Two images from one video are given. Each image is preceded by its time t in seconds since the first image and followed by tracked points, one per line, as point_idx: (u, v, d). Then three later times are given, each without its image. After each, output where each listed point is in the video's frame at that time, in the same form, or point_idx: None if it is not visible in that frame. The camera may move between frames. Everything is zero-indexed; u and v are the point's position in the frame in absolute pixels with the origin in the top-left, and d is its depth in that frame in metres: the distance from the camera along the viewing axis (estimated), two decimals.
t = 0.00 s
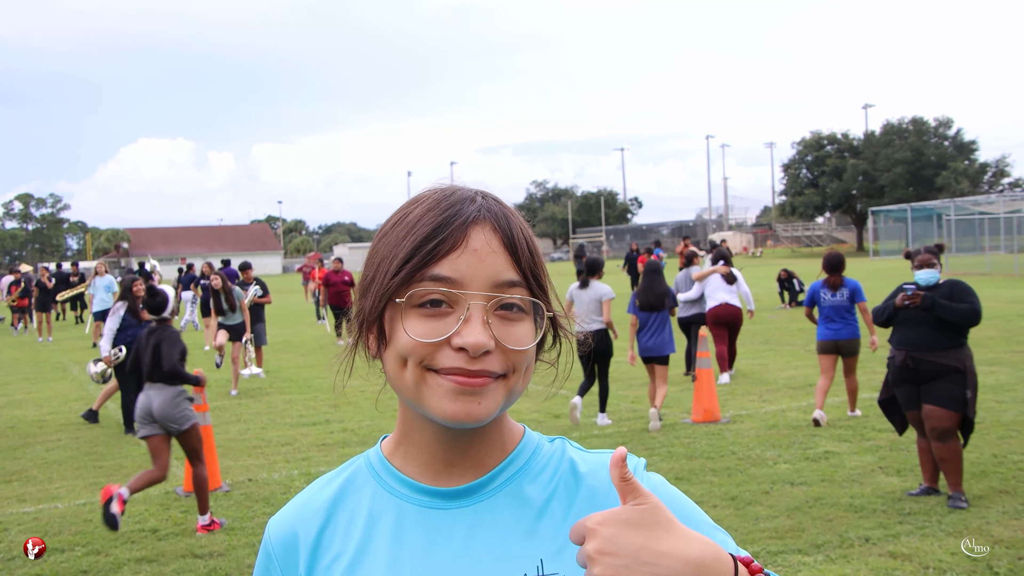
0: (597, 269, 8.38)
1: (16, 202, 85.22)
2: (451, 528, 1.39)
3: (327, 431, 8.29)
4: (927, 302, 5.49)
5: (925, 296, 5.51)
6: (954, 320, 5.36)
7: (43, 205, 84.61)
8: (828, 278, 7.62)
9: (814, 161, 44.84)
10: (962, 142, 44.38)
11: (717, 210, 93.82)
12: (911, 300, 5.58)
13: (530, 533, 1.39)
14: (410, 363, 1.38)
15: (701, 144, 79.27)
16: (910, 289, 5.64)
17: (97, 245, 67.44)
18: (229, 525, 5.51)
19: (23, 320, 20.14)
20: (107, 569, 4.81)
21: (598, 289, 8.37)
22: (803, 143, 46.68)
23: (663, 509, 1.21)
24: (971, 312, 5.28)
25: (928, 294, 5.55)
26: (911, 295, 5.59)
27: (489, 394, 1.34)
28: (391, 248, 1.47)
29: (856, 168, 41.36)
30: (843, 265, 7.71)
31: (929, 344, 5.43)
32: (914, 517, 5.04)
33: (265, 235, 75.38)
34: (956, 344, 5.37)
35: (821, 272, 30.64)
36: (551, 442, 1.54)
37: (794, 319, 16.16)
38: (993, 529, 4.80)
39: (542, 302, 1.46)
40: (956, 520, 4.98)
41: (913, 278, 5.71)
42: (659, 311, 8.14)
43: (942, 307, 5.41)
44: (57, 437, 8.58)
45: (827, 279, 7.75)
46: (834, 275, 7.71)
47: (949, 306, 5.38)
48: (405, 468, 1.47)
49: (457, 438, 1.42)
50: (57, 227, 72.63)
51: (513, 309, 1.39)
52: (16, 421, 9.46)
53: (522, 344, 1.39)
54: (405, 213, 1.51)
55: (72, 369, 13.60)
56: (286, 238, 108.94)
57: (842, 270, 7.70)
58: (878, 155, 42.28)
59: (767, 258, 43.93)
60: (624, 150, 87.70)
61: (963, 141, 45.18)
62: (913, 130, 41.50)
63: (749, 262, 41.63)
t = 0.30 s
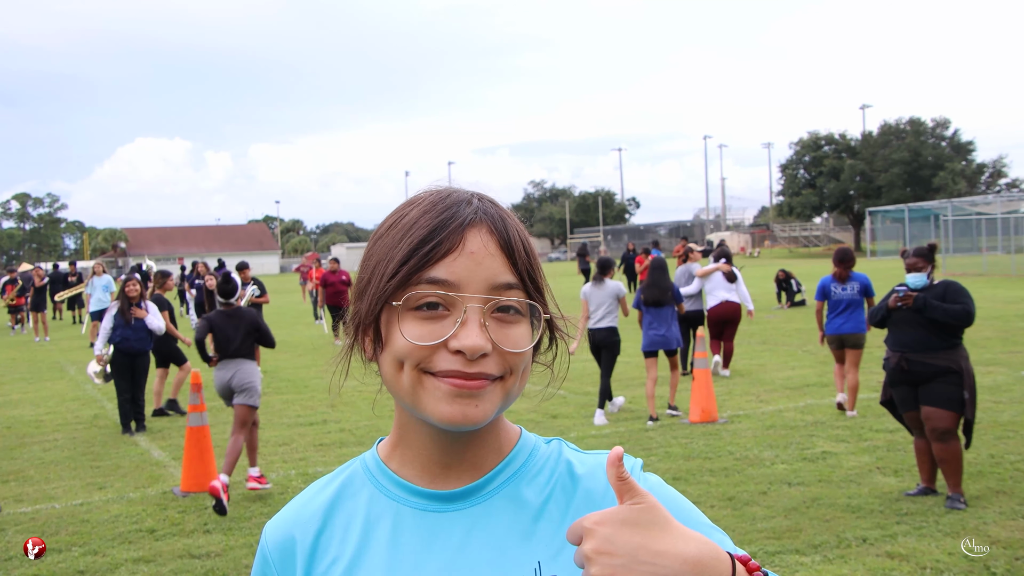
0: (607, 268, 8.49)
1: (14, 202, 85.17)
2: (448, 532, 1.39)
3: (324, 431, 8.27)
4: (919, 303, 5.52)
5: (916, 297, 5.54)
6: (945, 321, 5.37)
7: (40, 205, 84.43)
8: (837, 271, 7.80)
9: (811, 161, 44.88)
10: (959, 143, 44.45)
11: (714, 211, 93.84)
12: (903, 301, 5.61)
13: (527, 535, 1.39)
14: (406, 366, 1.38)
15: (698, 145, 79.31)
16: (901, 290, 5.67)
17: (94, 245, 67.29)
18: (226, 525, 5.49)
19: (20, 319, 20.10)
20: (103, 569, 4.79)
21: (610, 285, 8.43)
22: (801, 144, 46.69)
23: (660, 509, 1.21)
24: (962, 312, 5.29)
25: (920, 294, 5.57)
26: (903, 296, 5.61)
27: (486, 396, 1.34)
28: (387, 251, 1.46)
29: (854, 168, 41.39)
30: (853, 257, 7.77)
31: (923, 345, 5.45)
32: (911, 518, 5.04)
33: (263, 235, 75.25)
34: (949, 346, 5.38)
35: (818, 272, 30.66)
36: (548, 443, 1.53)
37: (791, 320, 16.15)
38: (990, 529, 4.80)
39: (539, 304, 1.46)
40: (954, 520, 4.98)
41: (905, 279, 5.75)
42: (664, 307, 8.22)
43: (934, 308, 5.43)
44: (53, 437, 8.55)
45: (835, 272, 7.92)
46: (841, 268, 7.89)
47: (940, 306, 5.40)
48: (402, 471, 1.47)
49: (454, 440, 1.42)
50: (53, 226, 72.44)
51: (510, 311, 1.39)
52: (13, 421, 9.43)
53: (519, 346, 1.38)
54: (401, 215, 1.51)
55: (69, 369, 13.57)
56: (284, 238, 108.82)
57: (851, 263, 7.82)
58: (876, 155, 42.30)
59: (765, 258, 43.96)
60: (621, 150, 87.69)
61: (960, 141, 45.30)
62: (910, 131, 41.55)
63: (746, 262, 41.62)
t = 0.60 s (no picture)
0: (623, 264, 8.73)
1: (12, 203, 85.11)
2: (447, 532, 1.39)
3: (323, 432, 8.27)
4: (914, 304, 5.56)
5: (911, 298, 5.58)
6: (941, 320, 5.40)
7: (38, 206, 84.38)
8: (843, 273, 7.84)
9: (809, 161, 44.91)
10: (957, 142, 44.53)
11: (712, 211, 93.87)
12: (897, 302, 5.65)
13: (525, 536, 1.39)
14: (404, 366, 1.38)
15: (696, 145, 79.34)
16: (896, 292, 5.71)
17: (92, 246, 67.22)
18: (225, 526, 5.49)
19: (18, 320, 20.07)
20: (102, 570, 4.79)
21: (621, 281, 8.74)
22: (799, 143, 46.72)
23: (658, 507, 1.21)
24: (957, 310, 5.32)
25: (914, 295, 5.62)
26: (897, 297, 5.66)
27: (484, 395, 1.34)
28: (384, 251, 1.46)
29: (852, 168, 41.43)
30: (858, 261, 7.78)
31: (920, 345, 5.44)
32: (909, 517, 5.04)
33: (261, 236, 75.23)
34: (947, 345, 5.37)
35: (816, 271, 30.68)
36: (545, 443, 1.53)
37: (790, 319, 16.15)
38: (988, 528, 4.80)
39: (536, 303, 1.46)
40: (952, 519, 4.98)
41: (899, 280, 5.78)
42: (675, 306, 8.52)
43: (929, 308, 5.47)
44: (52, 438, 8.55)
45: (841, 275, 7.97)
46: (846, 270, 7.92)
47: (935, 306, 5.43)
48: (400, 472, 1.47)
49: (451, 441, 1.42)
50: (51, 227, 72.36)
51: (507, 310, 1.39)
52: (12, 422, 9.43)
53: (517, 345, 1.38)
54: (398, 215, 1.50)
55: (68, 370, 13.56)
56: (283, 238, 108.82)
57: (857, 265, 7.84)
58: (874, 155, 42.33)
59: (763, 258, 43.98)
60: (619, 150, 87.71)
61: (957, 140, 45.39)
62: (908, 131, 41.60)
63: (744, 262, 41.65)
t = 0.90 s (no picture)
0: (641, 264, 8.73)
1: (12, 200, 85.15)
2: (446, 526, 1.39)
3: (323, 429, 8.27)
4: (911, 303, 5.57)
5: (908, 298, 5.60)
6: (938, 320, 5.42)
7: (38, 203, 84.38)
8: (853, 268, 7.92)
9: (809, 160, 44.95)
10: (957, 142, 44.56)
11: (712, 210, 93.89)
12: (895, 302, 5.67)
13: (525, 530, 1.39)
14: (404, 361, 1.38)
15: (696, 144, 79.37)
16: (893, 292, 5.73)
17: (92, 243, 67.22)
18: (224, 523, 5.49)
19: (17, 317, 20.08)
20: (101, 567, 4.79)
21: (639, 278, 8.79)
22: (798, 143, 46.75)
23: (656, 501, 1.21)
24: (954, 311, 5.34)
25: (912, 294, 5.63)
26: (895, 297, 5.68)
27: (484, 390, 1.34)
28: (384, 245, 1.46)
29: (852, 167, 41.46)
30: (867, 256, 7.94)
31: (917, 344, 5.45)
32: (908, 516, 5.05)
33: (261, 234, 75.24)
34: (943, 343, 5.42)
35: (815, 270, 30.70)
36: (544, 438, 1.54)
37: (789, 318, 16.16)
38: (987, 527, 4.81)
39: (535, 298, 1.46)
40: (950, 518, 4.99)
41: (898, 280, 5.82)
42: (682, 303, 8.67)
43: (926, 308, 5.49)
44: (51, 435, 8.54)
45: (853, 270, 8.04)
46: (857, 266, 8.01)
47: (932, 306, 5.45)
48: (400, 466, 1.47)
49: (451, 435, 1.42)
50: (51, 224, 72.36)
51: (507, 304, 1.39)
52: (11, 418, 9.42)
53: (517, 340, 1.38)
54: (398, 210, 1.50)
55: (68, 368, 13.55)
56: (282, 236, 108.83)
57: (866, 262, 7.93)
58: (874, 154, 42.36)
59: (763, 257, 44.00)
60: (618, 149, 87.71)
61: (957, 139, 45.44)
62: (908, 130, 41.63)
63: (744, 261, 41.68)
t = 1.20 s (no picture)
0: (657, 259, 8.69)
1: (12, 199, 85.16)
2: (442, 525, 1.38)
3: (322, 428, 8.27)
4: (912, 302, 5.58)
5: (908, 297, 5.60)
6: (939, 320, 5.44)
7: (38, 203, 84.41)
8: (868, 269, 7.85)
9: (809, 160, 44.94)
10: (957, 143, 44.53)
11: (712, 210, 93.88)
12: (896, 301, 5.67)
13: (521, 528, 1.38)
14: (400, 361, 1.37)
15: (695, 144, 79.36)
16: (893, 292, 5.73)
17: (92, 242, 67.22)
18: (223, 522, 5.48)
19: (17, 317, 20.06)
20: (101, 566, 4.78)
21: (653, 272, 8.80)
22: (799, 143, 46.73)
23: (649, 498, 1.20)
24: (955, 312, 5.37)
25: (913, 294, 5.64)
26: (895, 296, 5.68)
27: (480, 390, 1.33)
28: (381, 245, 1.46)
29: (852, 167, 41.43)
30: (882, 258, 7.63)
31: (917, 344, 5.44)
32: (908, 516, 5.04)
33: (260, 235, 75.24)
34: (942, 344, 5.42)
35: (815, 271, 30.67)
36: (541, 435, 1.53)
37: (790, 318, 16.13)
38: (987, 527, 4.80)
39: (533, 298, 1.45)
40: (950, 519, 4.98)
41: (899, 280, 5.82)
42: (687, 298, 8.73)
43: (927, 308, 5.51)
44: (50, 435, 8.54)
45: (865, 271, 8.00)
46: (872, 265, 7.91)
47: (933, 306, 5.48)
48: (397, 465, 1.46)
49: (448, 434, 1.41)
50: (51, 223, 72.35)
51: (504, 305, 1.38)
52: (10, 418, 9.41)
53: (513, 340, 1.37)
54: (395, 211, 1.50)
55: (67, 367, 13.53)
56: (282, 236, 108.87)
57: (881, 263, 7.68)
58: (874, 155, 42.33)
59: (763, 257, 43.96)
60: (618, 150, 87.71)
61: (957, 140, 45.42)
62: (909, 131, 41.60)
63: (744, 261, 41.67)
